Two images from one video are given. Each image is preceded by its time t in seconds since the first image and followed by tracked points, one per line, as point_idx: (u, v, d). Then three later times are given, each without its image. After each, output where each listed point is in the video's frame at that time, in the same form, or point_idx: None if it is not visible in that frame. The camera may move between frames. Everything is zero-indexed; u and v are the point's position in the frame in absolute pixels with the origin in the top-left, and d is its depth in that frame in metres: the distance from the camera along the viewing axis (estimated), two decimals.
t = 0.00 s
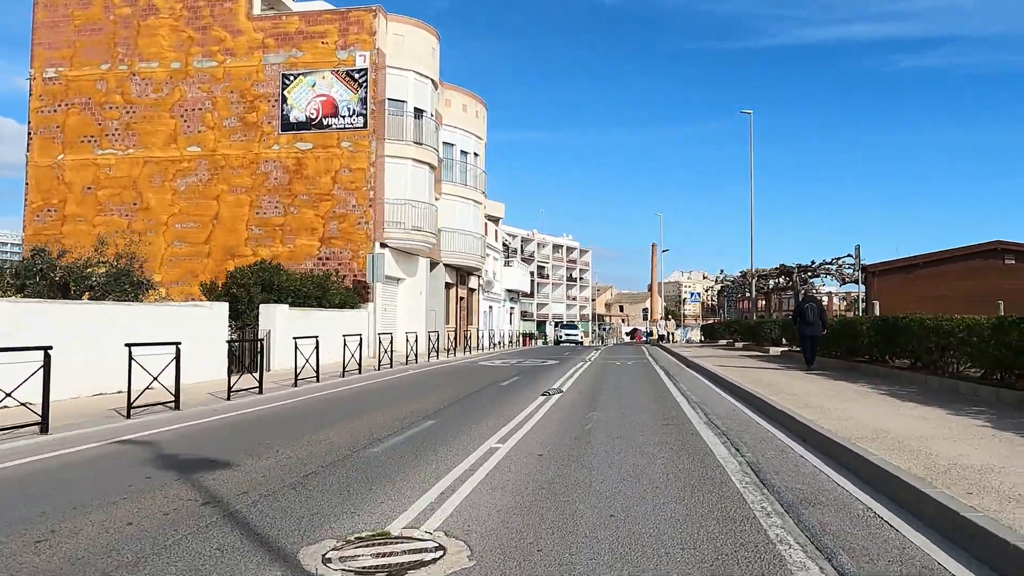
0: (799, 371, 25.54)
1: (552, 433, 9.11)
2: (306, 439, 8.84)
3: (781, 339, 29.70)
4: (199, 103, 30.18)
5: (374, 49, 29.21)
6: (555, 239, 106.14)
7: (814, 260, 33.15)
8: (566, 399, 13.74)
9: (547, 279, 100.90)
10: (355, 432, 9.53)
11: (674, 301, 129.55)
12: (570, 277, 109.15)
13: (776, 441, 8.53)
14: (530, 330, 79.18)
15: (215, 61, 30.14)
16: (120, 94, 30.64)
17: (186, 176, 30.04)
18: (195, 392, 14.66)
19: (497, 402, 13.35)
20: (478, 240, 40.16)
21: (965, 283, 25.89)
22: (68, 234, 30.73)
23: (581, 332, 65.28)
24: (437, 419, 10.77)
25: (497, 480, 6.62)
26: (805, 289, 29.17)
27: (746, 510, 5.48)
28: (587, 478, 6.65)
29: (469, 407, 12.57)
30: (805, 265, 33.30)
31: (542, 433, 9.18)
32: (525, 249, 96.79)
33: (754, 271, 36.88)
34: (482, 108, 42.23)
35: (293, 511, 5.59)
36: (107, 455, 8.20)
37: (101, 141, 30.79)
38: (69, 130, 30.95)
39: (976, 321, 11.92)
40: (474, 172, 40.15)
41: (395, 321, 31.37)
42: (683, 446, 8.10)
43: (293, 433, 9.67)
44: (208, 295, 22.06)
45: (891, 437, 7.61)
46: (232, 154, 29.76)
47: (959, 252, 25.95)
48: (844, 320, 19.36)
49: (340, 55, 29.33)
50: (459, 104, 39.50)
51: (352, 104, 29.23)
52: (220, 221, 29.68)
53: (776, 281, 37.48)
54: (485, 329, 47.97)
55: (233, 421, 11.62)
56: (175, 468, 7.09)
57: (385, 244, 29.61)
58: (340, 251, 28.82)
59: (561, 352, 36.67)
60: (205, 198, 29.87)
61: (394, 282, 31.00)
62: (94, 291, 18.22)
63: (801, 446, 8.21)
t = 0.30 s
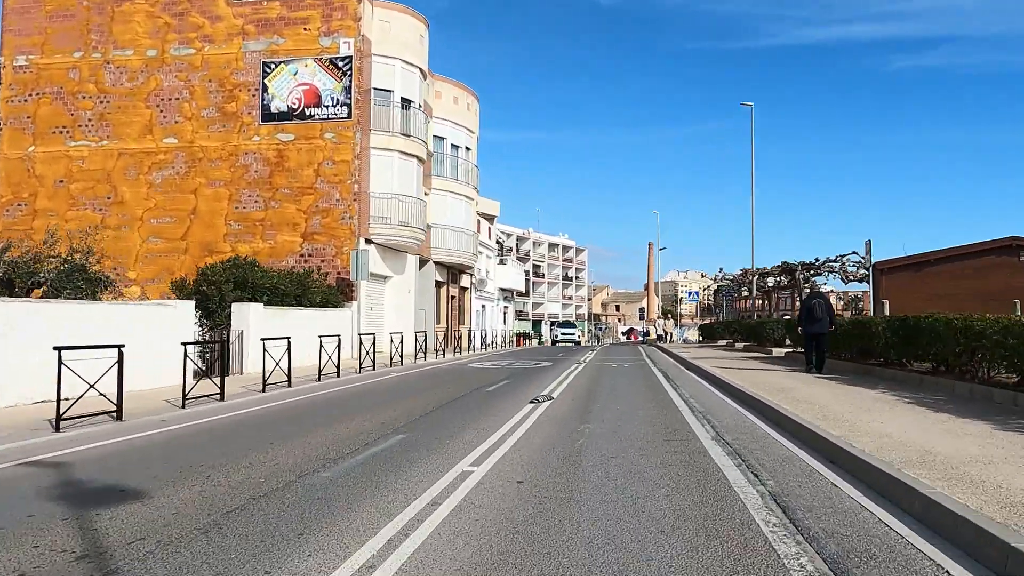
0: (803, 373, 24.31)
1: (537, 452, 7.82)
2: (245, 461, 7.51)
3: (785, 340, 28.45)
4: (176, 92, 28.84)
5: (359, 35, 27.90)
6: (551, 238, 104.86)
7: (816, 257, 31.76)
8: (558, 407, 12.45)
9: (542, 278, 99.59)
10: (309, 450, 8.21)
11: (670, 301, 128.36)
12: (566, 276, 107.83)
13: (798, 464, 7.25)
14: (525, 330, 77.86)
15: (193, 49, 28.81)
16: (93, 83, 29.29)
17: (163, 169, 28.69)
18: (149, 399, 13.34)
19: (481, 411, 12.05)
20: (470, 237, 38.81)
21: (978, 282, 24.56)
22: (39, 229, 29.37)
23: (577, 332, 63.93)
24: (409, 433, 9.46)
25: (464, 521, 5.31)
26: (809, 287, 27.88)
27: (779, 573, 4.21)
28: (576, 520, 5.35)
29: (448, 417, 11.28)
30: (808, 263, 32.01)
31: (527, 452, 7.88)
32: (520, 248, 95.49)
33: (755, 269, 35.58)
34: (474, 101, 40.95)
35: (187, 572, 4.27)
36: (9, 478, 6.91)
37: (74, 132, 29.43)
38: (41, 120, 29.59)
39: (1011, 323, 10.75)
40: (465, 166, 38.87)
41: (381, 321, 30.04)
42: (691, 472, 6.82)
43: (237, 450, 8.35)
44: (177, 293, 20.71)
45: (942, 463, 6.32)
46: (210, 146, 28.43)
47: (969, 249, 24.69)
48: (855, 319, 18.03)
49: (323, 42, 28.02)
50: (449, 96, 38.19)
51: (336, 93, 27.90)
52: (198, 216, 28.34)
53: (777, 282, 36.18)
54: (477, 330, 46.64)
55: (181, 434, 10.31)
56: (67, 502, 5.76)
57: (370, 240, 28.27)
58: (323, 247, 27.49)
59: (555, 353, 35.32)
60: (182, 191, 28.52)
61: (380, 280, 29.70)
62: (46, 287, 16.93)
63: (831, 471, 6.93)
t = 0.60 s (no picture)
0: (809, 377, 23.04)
1: (517, 480, 6.57)
2: (164, 493, 6.23)
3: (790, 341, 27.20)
4: (150, 81, 27.47)
5: (342, 22, 26.57)
6: (546, 238, 103.56)
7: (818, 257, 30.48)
8: (548, 417, 11.23)
9: (537, 279, 98.29)
10: (247, 478, 6.90)
11: (667, 302, 127.12)
12: (561, 277, 106.53)
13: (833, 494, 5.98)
14: (520, 331, 76.51)
15: (168, 36, 27.44)
16: (64, 73, 27.91)
17: (136, 163, 27.33)
18: (93, 410, 12.02)
19: (462, 421, 10.84)
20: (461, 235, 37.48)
21: (986, 280, 23.23)
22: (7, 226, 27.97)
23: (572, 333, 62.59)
24: (373, 450, 8.22)
25: None
26: (815, 286, 26.58)
27: None
28: None
29: (424, 429, 10.05)
30: (811, 261, 30.72)
31: (504, 479, 6.64)
32: (514, 248, 94.17)
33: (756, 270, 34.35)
34: (466, 95, 39.65)
35: None
36: None
37: (43, 124, 28.05)
38: (8, 112, 28.19)
39: None
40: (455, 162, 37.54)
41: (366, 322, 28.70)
42: (704, 508, 5.56)
43: (165, 474, 7.07)
44: (143, 293, 19.36)
45: None
46: (186, 138, 27.06)
47: (966, 248, 23.60)
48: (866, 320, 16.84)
49: (305, 29, 26.69)
50: (439, 90, 36.90)
51: (318, 83, 26.57)
52: (173, 211, 26.97)
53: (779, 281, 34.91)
54: (469, 331, 45.28)
55: (116, 450, 9.03)
56: None
57: (353, 236, 26.96)
58: (304, 244, 26.14)
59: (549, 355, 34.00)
60: (156, 186, 27.17)
61: (365, 279, 28.37)
62: None
63: (876, 507, 5.65)
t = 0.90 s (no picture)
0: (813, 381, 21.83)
1: (487, 521, 5.36)
2: (82, 525, 5.35)
3: (792, 343, 25.95)
4: (121, 70, 26.09)
5: (322, 7, 25.25)
6: (540, 238, 102.38)
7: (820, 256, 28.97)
8: (536, 426, 10.33)
9: (530, 279, 97.09)
10: (158, 515, 5.65)
11: (662, 303, 126.07)
12: (556, 277, 105.32)
13: (861, 524, 5.19)
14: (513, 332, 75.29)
15: (140, 23, 26.08)
16: (30, 60, 26.53)
17: (106, 155, 25.96)
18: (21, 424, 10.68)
19: (443, 431, 9.97)
20: (450, 232, 36.13)
21: (996, 279, 21.90)
22: None
23: (566, 333, 61.30)
24: (338, 467, 7.35)
25: None
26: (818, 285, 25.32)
27: None
28: None
29: (399, 441, 9.16)
30: (813, 259, 29.46)
31: (482, 507, 5.78)
32: (508, 248, 92.95)
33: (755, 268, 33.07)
34: (456, 88, 38.36)
35: None
36: None
37: (8, 115, 26.66)
38: None
39: None
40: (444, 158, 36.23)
41: (348, 323, 27.41)
42: (713, 546, 4.74)
43: (62, 510, 5.85)
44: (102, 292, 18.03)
45: None
46: (158, 129, 25.69)
47: (965, 248, 22.64)
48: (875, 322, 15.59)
49: (283, 15, 25.37)
50: (427, 81, 35.54)
51: (297, 71, 25.25)
52: (144, 207, 25.62)
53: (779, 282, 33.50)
54: (460, 333, 43.98)
55: (55, 466, 8.11)
56: None
57: (334, 233, 25.64)
58: (281, 241, 24.82)
59: (540, 357, 32.69)
60: (126, 179, 25.82)
61: (348, 279, 27.08)
62: None
63: (937, 560, 4.46)
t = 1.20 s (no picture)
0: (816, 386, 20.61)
1: None
2: None
3: (792, 345, 24.72)
4: (85, 56, 24.68)
5: None
6: (532, 238, 101.16)
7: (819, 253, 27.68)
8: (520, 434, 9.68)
9: (522, 280, 95.84)
10: None
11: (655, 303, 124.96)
12: (548, 278, 104.07)
13: (884, 558, 4.51)
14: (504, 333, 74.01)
15: (106, 7, 24.67)
16: None
17: (69, 147, 24.54)
18: None
19: (420, 441, 9.31)
20: (436, 229, 34.78)
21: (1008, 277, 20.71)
22: None
23: (558, 334, 60.06)
24: (298, 486, 6.65)
25: None
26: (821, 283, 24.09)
27: None
28: None
29: (371, 452, 8.49)
30: (814, 256, 28.25)
31: (453, 534, 5.13)
32: (500, 247, 91.69)
33: (752, 267, 31.84)
34: (443, 81, 37.07)
35: None
36: None
37: None
38: None
39: None
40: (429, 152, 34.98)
41: (327, 323, 26.08)
42: None
43: None
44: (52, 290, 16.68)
45: None
46: (124, 120, 24.30)
47: (969, 246, 21.51)
48: (887, 321, 14.34)
49: None
50: (412, 73, 34.24)
51: (272, 59, 23.94)
52: (110, 201, 24.21)
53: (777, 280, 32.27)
54: (448, 334, 42.65)
55: None
56: None
57: (311, 229, 24.30)
58: (254, 237, 23.45)
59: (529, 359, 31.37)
60: (91, 172, 24.40)
61: (326, 277, 25.77)
62: None
63: None
